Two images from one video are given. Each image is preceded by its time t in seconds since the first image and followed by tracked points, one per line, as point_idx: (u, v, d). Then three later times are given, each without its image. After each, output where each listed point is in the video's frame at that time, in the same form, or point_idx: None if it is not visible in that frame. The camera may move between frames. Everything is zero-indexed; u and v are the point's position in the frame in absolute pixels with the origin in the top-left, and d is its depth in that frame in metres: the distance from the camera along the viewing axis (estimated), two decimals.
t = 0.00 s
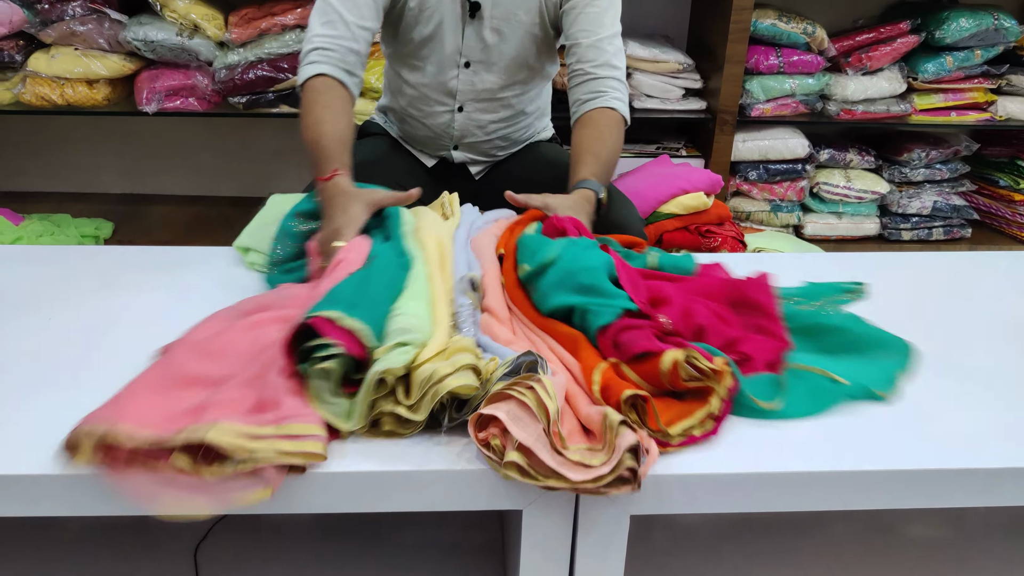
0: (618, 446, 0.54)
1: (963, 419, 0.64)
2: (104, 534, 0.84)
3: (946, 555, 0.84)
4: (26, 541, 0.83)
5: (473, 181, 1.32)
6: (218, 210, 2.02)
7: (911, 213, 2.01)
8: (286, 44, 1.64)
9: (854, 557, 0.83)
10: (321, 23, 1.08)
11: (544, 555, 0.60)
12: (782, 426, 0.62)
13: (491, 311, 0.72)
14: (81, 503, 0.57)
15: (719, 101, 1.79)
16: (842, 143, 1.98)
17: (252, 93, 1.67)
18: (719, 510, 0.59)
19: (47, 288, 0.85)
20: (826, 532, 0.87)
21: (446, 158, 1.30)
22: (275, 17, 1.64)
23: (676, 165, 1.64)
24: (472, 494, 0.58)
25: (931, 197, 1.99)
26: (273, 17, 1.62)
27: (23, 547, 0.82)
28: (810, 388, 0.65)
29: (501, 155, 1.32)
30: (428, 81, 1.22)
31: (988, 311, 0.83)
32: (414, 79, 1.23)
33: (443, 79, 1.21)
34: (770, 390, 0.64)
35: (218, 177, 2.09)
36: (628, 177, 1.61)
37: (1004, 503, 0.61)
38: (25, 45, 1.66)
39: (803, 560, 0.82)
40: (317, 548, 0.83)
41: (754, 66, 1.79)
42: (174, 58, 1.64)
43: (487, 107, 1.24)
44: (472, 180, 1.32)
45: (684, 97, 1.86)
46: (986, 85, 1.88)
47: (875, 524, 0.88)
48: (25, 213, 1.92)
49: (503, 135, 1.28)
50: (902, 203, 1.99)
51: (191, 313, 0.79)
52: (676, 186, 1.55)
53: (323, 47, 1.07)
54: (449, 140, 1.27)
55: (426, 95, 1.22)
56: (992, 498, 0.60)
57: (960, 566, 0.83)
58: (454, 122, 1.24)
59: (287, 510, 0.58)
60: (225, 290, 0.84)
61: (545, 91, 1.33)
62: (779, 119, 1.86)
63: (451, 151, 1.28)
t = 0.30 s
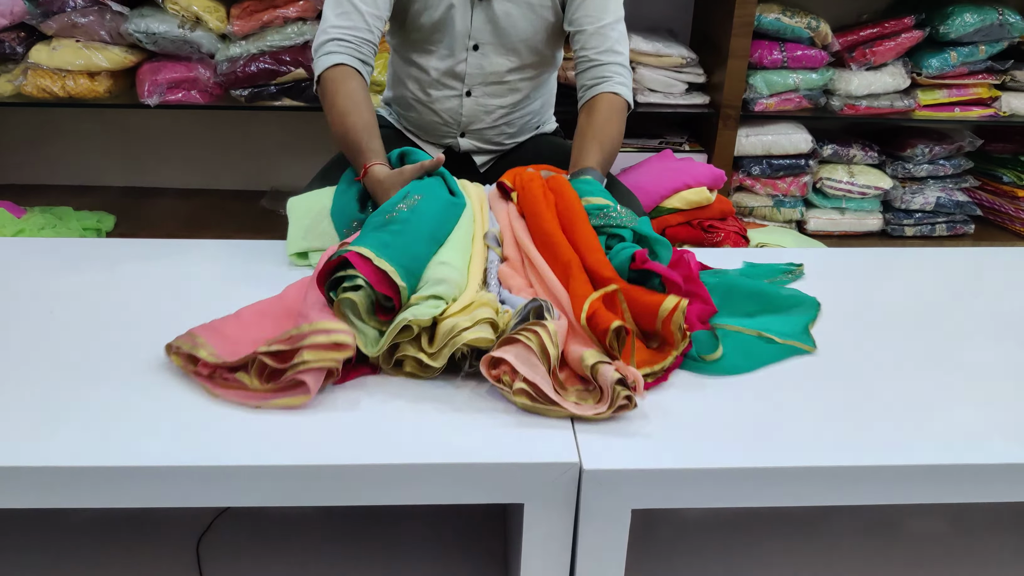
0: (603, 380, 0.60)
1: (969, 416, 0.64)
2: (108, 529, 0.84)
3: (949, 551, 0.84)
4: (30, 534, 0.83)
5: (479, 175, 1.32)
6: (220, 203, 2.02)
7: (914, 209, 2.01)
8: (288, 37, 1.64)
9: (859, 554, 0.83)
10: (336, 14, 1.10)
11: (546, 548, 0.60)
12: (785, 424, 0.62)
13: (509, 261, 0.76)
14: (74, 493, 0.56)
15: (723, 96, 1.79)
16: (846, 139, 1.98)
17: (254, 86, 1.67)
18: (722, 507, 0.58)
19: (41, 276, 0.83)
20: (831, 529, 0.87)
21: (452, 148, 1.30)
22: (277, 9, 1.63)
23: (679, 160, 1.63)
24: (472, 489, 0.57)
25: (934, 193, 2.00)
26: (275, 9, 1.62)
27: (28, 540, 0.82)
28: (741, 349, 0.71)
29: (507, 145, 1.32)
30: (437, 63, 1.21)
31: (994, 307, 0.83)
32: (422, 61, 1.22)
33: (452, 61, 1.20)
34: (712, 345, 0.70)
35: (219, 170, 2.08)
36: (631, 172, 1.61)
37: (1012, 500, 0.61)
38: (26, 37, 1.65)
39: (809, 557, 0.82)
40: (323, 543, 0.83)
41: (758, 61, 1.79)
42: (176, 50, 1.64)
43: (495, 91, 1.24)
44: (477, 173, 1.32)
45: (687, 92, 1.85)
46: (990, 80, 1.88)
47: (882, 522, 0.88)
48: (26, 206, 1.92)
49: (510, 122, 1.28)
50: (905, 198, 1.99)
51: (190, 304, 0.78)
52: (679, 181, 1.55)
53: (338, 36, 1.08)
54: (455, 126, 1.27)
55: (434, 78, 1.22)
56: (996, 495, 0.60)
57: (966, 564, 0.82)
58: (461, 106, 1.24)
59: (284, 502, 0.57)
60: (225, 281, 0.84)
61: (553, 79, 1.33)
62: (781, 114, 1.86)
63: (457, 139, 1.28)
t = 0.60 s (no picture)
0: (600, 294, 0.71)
1: (968, 411, 0.64)
2: (107, 522, 0.84)
3: (948, 545, 0.84)
4: (30, 527, 0.83)
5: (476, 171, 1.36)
6: (222, 199, 2.03)
7: (914, 206, 2.02)
8: (289, 33, 1.63)
9: (857, 549, 0.83)
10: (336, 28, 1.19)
11: (545, 542, 0.61)
12: (785, 419, 0.62)
13: (490, 132, 0.71)
14: (76, 486, 0.56)
15: (724, 92, 1.78)
16: (848, 135, 1.98)
17: (255, 81, 1.68)
18: (721, 502, 0.59)
19: (44, 269, 0.83)
20: (828, 524, 0.87)
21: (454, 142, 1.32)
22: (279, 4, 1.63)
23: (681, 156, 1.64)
24: (473, 483, 0.57)
25: (935, 190, 2.00)
26: (277, 4, 1.61)
27: (27, 532, 0.82)
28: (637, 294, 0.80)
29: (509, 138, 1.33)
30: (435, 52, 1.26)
31: (994, 302, 0.83)
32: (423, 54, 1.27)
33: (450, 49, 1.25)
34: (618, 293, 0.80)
35: (222, 165, 2.09)
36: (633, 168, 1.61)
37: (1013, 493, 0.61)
38: (29, 32, 1.66)
39: (807, 552, 0.82)
40: (321, 535, 0.83)
41: (760, 57, 1.79)
42: (178, 45, 1.65)
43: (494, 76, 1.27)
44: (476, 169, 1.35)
45: (689, 88, 1.85)
46: (993, 77, 1.87)
47: (880, 517, 0.88)
48: (29, 201, 1.92)
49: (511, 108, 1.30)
50: (907, 195, 1.99)
51: (192, 297, 0.79)
52: (680, 177, 1.55)
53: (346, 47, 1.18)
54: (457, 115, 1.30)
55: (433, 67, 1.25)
56: (994, 490, 0.60)
57: (963, 559, 0.82)
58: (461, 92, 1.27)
59: (285, 496, 0.57)
60: (227, 274, 0.84)
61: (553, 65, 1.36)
62: (783, 110, 1.86)
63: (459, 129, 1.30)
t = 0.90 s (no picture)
0: (391, 52, 0.64)
1: (974, 411, 0.63)
2: (113, 518, 0.85)
3: (954, 546, 0.84)
4: (36, 522, 0.84)
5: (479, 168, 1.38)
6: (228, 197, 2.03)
7: (922, 204, 2.01)
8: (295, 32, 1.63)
9: (861, 549, 0.83)
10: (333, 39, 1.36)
11: (548, 542, 0.61)
12: (789, 418, 0.62)
13: None
14: (81, 483, 0.56)
15: (730, 90, 1.78)
16: (854, 133, 1.97)
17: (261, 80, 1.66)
18: (724, 501, 0.58)
19: (50, 266, 0.84)
20: (832, 524, 0.87)
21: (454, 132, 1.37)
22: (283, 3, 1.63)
23: (686, 154, 1.63)
24: (474, 481, 0.57)
25: (942, 188, 1.99)
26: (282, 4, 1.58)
27: (33, 528, 0.83)
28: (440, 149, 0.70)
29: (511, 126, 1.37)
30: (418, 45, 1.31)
31: (1000, 301, 0.82)
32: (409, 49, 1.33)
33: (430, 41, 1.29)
34: (422, 140, 0.70)
35: (228, 164, 2.10)
36: (637, 166, 1.61)
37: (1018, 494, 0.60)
38: (36, 31, 1.67)
39: (811, 552, 0.82)
40: (324, 533, 0.83)
41: (765, 55, 1.79)
42: (184, 44, 1.65)
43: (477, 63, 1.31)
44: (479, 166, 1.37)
45: (694, 86, 1.85)
46: (1000, 75, 1.86)
47: (884, 516, 0.88)
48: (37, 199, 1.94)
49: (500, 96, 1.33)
50: (913, 193, 1.99)
51: (196, 295, 0.79)
52: (685, 175, 1.55)
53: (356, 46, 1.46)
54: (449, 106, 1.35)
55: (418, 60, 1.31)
56: (999, 490, 0.60)
57: (968, 561, 0.82)
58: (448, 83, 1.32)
59: (290, 493, 0.57)
60: (230, 272, 0.84)
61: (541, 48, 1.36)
62: (789, 108, 1.85)
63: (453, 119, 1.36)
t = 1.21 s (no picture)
0: None
1: (978, 411, 0.63)
2: (117, 518, 0.85)
3: (958, 545, 0.84)
4: (41, 519, 0.84)
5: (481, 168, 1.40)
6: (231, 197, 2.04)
7: (924, 203, 2.01)
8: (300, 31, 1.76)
9: (866, 548, 0.83)
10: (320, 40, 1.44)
11: (552, 541, 0.61)
12: (793, 417, 0.62)
13: None
14: (83, 482, 0.56)
15: (731, 89, 1.78)
16: (856, 133, 1.97)
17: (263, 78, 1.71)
18: (729, 500, 0.58)
19: (52, 265, 0.84)
20: (836, 523, 0.87)
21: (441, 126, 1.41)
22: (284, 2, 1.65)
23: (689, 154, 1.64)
24: (479, 480, 0.57)
25: (944, 188, 1.99)
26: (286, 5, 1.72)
27: (38, 526, 0.83)
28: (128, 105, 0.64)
29: (494, 117, 1.38)
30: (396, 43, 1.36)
31: (1005, 301, 0.83)
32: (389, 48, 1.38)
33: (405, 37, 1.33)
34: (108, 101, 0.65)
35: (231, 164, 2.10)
36: (640, 166, 1.62)
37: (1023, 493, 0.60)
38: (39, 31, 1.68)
39: (815, 552, 0.82)
40: (328, 532, 0.83)
41: (768, 55, 1.79)
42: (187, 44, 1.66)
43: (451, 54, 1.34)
44: (481, 165, 1.40)
45: (696, 86, 1.85)
46: (1003, 75, 1.86)
47: (887, 515, 0.88)
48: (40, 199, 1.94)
49: (475, 87, 1.36)
50: (915, 193, 1.99)
51: (200, 295, 0.79)
52: (688, 175, 1.55)
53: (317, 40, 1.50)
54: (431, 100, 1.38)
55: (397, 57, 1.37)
56: (1003, 490, 0.60)
57: (973, 560, 0.82)
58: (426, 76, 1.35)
59: (293, 492, 0.57)
60: (231, 271, 0.84)
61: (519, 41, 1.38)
62: (791, 108, 1.86)
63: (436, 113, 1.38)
